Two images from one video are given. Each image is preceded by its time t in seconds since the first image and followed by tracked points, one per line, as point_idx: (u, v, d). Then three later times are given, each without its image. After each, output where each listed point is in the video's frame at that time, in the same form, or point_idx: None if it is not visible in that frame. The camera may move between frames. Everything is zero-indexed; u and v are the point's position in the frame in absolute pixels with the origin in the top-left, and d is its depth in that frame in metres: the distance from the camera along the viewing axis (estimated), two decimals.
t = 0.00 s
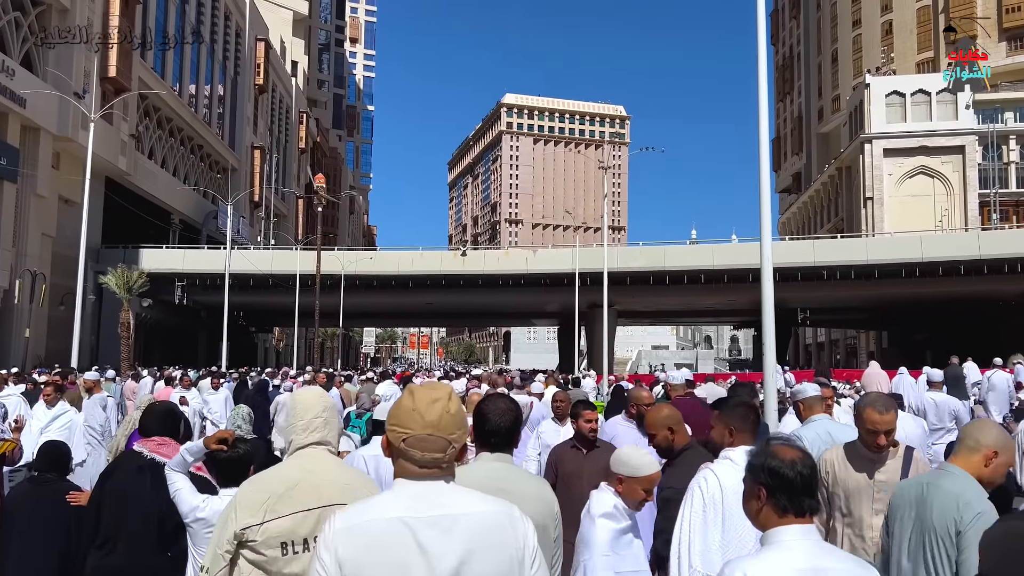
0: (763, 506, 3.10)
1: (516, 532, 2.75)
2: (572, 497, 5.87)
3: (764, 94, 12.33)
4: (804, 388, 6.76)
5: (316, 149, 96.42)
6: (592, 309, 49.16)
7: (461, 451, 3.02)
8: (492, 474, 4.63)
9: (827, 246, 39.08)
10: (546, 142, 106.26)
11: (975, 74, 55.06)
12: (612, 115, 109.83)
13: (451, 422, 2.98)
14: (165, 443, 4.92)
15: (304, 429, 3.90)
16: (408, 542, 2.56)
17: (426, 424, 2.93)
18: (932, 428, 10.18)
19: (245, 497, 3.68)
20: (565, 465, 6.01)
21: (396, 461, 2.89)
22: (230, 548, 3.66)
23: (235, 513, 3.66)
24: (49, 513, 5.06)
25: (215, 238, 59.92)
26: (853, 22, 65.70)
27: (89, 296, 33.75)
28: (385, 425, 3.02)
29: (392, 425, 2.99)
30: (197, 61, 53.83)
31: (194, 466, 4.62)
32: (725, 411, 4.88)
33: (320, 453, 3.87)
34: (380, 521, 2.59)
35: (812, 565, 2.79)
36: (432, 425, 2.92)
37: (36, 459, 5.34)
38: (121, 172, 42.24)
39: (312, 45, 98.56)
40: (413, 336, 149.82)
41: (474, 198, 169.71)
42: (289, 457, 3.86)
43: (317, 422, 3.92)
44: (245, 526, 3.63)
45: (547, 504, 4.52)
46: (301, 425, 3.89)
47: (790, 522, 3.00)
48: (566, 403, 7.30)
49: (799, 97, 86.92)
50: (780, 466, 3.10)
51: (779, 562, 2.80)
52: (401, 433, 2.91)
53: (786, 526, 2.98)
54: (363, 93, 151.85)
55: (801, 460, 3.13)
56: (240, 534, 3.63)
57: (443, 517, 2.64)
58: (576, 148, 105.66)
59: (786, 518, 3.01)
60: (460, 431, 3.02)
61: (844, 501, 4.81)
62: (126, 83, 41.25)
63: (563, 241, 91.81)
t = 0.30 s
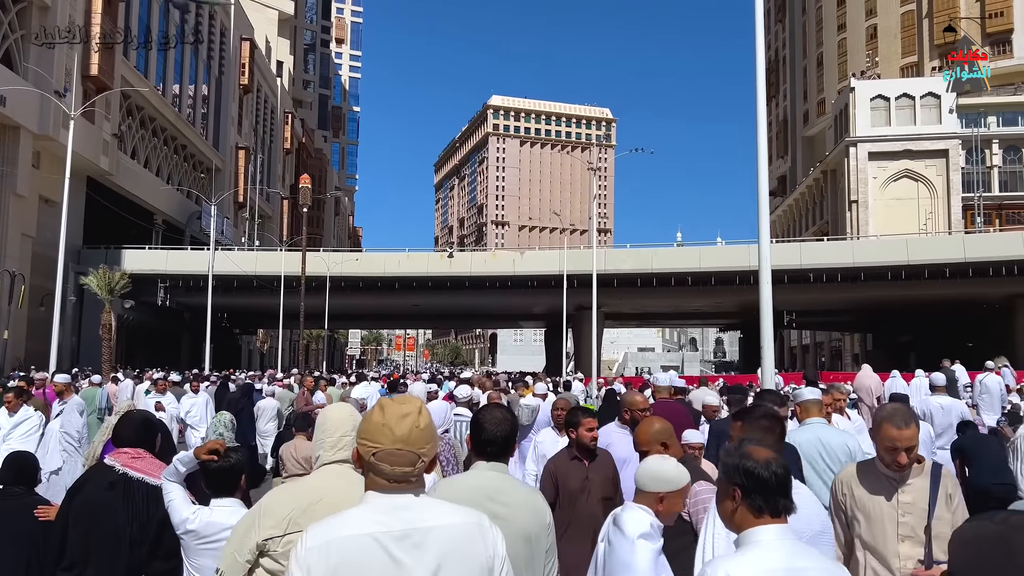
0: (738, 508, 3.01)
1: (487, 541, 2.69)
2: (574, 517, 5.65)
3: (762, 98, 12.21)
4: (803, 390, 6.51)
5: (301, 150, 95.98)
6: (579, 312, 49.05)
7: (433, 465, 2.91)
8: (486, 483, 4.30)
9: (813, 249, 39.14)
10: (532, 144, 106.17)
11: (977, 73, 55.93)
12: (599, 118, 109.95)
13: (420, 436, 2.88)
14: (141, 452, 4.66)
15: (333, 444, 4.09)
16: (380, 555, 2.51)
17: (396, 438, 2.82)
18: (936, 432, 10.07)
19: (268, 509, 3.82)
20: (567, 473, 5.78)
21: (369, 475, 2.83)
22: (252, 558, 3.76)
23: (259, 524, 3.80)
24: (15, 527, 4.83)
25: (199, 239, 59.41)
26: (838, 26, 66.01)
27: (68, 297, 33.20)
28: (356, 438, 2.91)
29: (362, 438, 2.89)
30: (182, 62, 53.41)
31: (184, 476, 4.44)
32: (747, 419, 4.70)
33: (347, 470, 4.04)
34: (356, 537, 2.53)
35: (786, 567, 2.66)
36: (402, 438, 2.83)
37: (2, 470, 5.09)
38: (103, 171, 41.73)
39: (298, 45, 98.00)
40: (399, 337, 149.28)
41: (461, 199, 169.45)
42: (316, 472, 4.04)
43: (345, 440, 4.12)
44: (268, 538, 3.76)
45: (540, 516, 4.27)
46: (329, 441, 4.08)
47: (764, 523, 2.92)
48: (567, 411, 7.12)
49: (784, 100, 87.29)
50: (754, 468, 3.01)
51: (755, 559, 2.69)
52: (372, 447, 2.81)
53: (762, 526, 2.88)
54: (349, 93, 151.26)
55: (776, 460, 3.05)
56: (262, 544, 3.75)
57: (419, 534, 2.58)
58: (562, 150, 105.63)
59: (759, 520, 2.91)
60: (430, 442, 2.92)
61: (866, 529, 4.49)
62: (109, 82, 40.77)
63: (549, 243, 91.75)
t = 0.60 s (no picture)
0: (659, 512, 2.97)
1: (479, 530, 2.74)
2: (599, 528, 5.48)
3: (759, 87, 11.90)
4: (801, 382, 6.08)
5: (286, 149, 95.33)
6: (566, 311, 48.89)
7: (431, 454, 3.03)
8: (475, 470, 4.17)
9: (799, 249, 39.15)
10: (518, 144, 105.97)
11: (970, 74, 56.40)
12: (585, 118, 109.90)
13: (419, 423, 2.98)
14: (109, 452, 4.40)
15: (343, 423, 4.45)
16: (366, 533, 2.59)
17: (394, 425, 2.94)
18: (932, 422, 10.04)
19: (285, 488, 4.08)
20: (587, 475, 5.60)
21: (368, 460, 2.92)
22: (270, 540, 4.01)
23: (275, 503, 4.05)
24: None
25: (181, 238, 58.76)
26: (824, 29, 66.17)
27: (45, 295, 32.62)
28: (356, 427, 3.03)
29: (363, 424, 3.01)
30: (165, 60, 52.78)
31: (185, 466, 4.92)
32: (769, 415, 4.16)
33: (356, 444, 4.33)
34: (343, 515, 2.63)
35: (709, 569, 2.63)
36: (399, 425, 2.95)
37: None
38: (84, 169, 41.17)
39: (283, 43, 97.27)
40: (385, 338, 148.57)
41: (447, 199, 168.94)
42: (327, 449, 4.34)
43: (353, 417, 4.48)
44: (284, 517, 4.00)
45: (528, 504, 4.05)
46: (340, 421, 4.44)
47: (688, 523, 2.88)
48: (563, 410, 6.74)
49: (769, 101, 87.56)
50: (676, 473, 2.99)
51: (680, 565, 2.65)
52: (370, 433, 2.93)
53: (687, 529, 2.83)
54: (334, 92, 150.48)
55: (687, 459, 3.08)
56: (279, 525, 3.99)
57: (401, 514, 2.64)
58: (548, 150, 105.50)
59: (682, 519, 2.89)
60: (429, 431, 3.02)
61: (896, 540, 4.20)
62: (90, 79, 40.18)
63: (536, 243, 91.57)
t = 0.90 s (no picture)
0: (618, 513, 3.06)
1: (498, 539, 2.82)
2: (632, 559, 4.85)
3: (760, 82, 11.83)
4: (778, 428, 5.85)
5: (272, 148, 94.55)
6: (554, 312, 48.71)
7: (462, 455, 3.16)
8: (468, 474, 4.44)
9: (788, 250, 39.04)
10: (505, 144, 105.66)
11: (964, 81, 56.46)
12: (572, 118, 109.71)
13: (451, 426, 3.09)
14: (78, 466, 4.03)
15: (324, 439, 4.12)
16: (388, 527, 2.78)
17: (427, 425, 3.07)
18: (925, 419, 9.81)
19: (269, 511, 3.88)
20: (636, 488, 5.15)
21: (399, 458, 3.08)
22: (259, 562, 3.86)
23: (262, 524, 3.87)
24: None
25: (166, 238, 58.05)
26: (811, 30, 66.23)
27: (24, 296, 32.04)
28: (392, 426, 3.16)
29: (398, 424, 3.14)
30: (148, 60, 52.14)
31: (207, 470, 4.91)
32: (808, 423, 4.06)
33: (341, 462, 4.06)
34: (369, 508, 2.83)
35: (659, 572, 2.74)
36: (432, 426, 3.06)
37: None
38: (65, 168, 40.53)
39: (269, 42, 96.48)
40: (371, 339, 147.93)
41: (434, 200, 168.34)
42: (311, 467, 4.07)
43: (336, 433, 4.14)
44: (274, 541, 3.83)
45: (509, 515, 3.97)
46: (321, 437, 4.10)
47: (644, 524, 2.96)
48: (557, 420, 6.36)
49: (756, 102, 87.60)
50: (633, 474, 3.07)
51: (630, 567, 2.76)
52: (402, 432, 3.08)
53: (645, 528, 2.92)
54: (320, 91, 149.64)
55: (649, 460, 3.17)
56: (269, 546, 3.83)
57: (421, 514, 2.80)
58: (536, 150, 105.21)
59: (640, 518, 2.97)
60: (460, 433, 3.12)
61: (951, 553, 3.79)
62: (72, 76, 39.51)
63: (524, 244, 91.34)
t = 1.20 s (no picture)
0: (626, 509, 2.98)
1: (520, 524, 2.82)
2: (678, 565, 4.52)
3: (768, 90, 12.08)
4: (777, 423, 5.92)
5: (262, 147, 94.03)
6: (547, 310, 48.59)
7: (475, 445, 3.13)
8: (484, 459, 4.54)
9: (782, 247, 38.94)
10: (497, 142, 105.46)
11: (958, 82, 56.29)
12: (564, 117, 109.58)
13: (464, 414, 3.08)
14: (56, 468, 3.77)
15: (333, 421, 3.99)
16: (412, 516, 2.73)
17: (441, 414, 3.05)
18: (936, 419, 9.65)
19: (272, 490, 3.73)
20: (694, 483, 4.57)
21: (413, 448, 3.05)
22: (257, 541, 3.70)
23: (263, 500, 3.72)
24: None
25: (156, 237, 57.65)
26: (802, 28, 66.23)
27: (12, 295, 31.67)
28: (405, 416, 3.14)
29: (411, 413, 3.12)
30: (137, 58, 51.74)
31: (228, 462, 4.88)
32: (876, 418, 3.88)
33: (348, 445, 3.92)
34: (389, 500, 2.77)
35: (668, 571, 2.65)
36: (446, 416, 3.05)
37: None
38: (53, 165, 40.12)
39: (259, 40, 95.92)
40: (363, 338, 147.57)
41: (425, 198, 168.04)
42: (317, 451, 3.93)
43: (346, 417, 4.01)
44: (273, 520, 3.67)
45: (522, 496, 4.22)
46: (331, 418, 3.98)
47: (649, 524, 2.88)
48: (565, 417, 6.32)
49: (747, 101, 87.65)
50: (641, 472, 2.99)
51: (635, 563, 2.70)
52: (417, 420, 3.06)
53: (651, 528, 2.85)
54: (311, 89, 149.06)
55: (660, 459, 3.09)
56: (268, 526, 3.67)
57: (445, 501, 2.78)
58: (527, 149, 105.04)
59: (648, 519, 2.90)
60: (473, 422, 3.10)
61: None
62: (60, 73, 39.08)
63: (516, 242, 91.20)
